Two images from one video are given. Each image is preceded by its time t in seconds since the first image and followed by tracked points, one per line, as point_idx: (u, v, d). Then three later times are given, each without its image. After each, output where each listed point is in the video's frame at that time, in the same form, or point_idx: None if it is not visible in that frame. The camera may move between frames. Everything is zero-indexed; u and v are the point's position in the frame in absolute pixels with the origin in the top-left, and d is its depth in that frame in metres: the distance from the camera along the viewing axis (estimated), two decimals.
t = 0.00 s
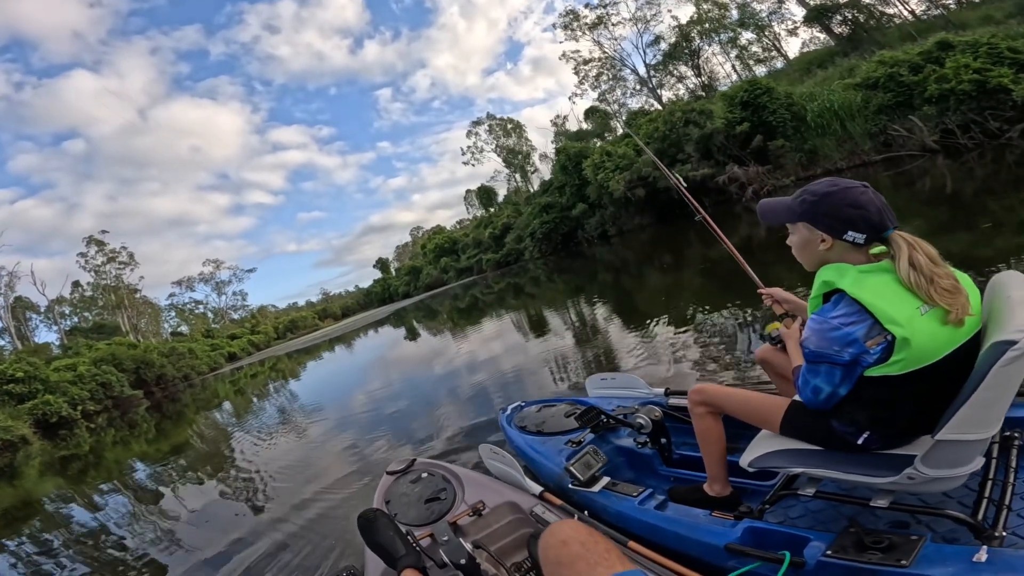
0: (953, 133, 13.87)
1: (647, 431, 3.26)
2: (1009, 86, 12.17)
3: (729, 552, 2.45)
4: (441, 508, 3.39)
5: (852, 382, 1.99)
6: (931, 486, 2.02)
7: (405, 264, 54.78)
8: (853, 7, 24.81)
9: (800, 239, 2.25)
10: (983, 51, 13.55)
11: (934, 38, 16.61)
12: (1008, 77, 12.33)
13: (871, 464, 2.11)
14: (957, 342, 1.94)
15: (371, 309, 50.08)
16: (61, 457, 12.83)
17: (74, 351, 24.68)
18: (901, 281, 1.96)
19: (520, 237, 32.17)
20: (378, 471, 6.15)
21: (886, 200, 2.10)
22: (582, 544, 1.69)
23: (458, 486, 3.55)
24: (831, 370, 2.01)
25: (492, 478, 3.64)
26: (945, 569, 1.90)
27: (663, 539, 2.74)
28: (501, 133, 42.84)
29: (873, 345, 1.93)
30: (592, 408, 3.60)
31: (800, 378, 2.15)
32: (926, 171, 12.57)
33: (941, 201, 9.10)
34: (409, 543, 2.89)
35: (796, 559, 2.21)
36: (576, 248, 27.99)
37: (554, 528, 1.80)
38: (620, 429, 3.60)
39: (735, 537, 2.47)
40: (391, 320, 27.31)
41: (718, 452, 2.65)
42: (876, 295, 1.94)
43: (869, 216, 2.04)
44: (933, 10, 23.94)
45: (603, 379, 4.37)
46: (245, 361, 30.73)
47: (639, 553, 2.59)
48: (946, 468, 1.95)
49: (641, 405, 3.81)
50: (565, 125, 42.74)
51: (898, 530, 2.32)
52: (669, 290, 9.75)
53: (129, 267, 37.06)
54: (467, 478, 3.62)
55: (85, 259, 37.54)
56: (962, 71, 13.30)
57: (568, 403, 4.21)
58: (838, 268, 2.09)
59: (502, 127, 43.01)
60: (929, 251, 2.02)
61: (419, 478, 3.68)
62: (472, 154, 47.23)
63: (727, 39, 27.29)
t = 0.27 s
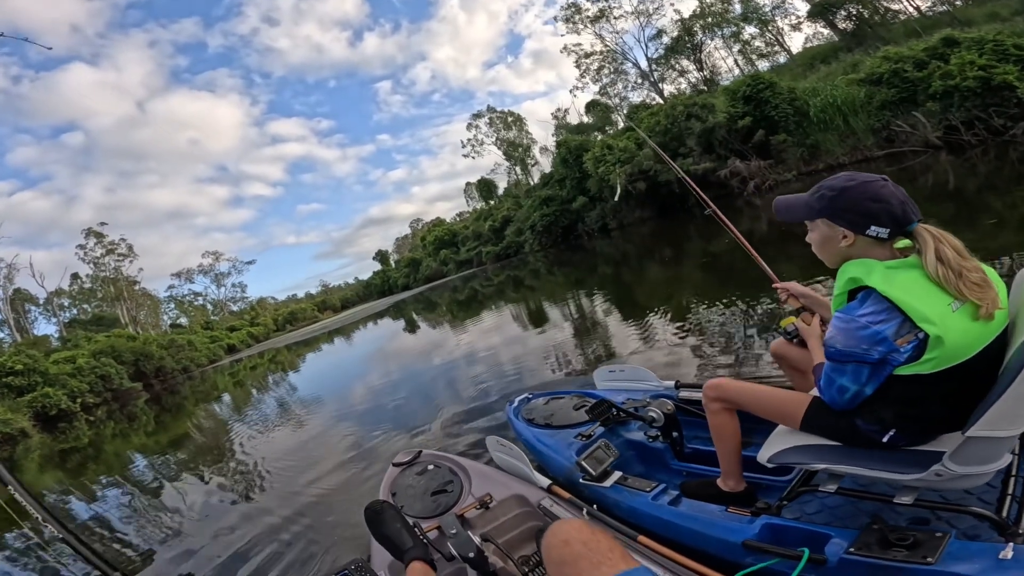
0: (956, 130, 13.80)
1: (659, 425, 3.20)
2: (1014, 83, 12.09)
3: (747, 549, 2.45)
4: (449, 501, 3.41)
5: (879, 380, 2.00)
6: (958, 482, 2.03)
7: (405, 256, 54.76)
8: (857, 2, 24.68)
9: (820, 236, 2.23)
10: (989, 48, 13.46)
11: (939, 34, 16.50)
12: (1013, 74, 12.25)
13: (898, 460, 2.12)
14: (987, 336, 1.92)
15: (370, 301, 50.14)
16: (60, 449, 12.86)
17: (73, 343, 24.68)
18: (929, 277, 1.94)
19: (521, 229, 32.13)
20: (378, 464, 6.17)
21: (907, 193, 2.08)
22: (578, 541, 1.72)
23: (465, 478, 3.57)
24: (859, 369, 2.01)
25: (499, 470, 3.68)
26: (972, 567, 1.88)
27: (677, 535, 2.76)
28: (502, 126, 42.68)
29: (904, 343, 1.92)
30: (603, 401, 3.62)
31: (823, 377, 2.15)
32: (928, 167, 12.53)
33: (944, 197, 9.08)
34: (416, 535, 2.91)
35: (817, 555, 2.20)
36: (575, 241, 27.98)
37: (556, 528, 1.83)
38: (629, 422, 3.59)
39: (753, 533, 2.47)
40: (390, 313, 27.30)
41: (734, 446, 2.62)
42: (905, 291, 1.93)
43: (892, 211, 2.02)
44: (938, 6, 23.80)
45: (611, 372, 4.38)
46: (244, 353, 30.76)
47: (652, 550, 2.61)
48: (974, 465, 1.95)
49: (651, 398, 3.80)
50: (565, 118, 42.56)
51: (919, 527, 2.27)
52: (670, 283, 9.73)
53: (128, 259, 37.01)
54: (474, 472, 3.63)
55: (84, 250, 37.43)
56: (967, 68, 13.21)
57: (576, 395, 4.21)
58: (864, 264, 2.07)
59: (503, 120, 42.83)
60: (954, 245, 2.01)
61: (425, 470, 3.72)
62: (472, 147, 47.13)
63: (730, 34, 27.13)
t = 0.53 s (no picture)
0: (958, 128, 13.75)
1: (670, 424, 3.17)
2: (1018, 81, 12.05)
3: (764, 552, 2.40)
4: (454, 499, 3.42)
5: (909, 383, 1.97)
6: (986, 487, 1.96)
7: (404, 252, 54.77)
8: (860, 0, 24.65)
9: (849, 232, 2.19)
10: (992, 47, 13.42)
11: (942, 33, 16.46)
12: (1016, 73, 12.19)
13: (924, 463, 2.09)
14: None
15: (370, 298, 50.18)
16: (60, 446, 12.86)
17: (72, 339, 24.70)
18: (963, 275, 1.92)
19: (521, 226, 32.11)
20: (376, 460, 6.16)
21: (940, 189, 2.04)
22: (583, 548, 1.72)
23: (471, 477, 3.57)
24: (889, 370, 1.98)
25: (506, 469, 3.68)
26: (999, 570, 1.84)
27: (690, 538, 2.72)
28: (502, 123, 42.60)
29: (939, 345, 1.88)
30: (611, 399, 3.51)
31: (849, 379, 2.15)
32: (930, 165, 12.52)
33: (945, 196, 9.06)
34: (421, 535, 2.85)
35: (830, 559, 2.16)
36: (575, 238, 27.99)
37: (560, 532, 1.84)
38: (638, 421, 3.60)
39: (770, 537, 2.42)
40: (390, 309, 27.30)
41: (747, 448, 2.59)
42: (940, 290, 1.89)
43: (925, 207, 1.98)
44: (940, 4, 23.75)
45: (619, 369, 4.38)
46: (243, 350, 30.77)
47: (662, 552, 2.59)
48: (1002, 469, 1.89)
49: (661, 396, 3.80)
50: (565, 115, 42.46)
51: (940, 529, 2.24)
52: (669, 281, 9.72)
53: (127, 255, 36.97)
54: (481, 470, 3.64)
55: (83, 247, 37.39)
56: (970, 66, 13.17)
57: (584, 393, 4.22)
58: (896, 262, 2.03)
59: (503, 116, 42.75)
60: (990, 242, 1.98)
61: (431, 468, 3.72)
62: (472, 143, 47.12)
63: (731, 31, 27.09)
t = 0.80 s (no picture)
0: (960, 128, 13.71)
1: (681, 425, 3.14)
2: (1020, 81, 12.00)
3: (780, 555, 2.37)
4: (462, 498, 3.42)
5: (934, 387, 1.92)
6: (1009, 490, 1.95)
7: (405, 252, 54.79)
8: None
9: (872, 232, 2.11)
10: (994, 46, 13.38)
11: (944, 32, 16.43)
12: (1019, 73, 12.13)
13: (947, 467, 2.05)
14: None
15: (371, 297, 50.20)
16: (61, 446, 12.87)
17: (72, 339, 24.72)
18: (993, 277, 1.87)
19: (521, 226, 32.10)
20: (376, 459, 6.15)
21: (966, 187, 1.98)
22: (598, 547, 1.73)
23: (479, 475, 3.58)
24: (915, 374, 1.92)
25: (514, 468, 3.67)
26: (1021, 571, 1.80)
27: (703, 541, 2.70)
28: (502, 122, 42.57)
29: (967, 349, 1.83)
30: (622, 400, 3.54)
31: (870, 382, 2.09)
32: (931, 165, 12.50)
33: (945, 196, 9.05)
34: (429, 533, 2.87)
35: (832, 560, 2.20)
36: (575, 237, 27.98)
37: (575, 533, 1.85)
38: (647, 422, 3.58)
39: (787, 541, 2.39)
40: (390, 308, 27.30)
41: (762, 452, 2.54)
42: (971, 293, 1.83)
43: (955, 206, 1.91)
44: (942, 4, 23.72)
45: (628, 369, 4.35)
46: (243, 349, 30.77)
47: (672, 552, 2.58)
48: None
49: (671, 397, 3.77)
50: (566, 114, 42.43)
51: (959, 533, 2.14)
52: (670, 281, 9.72)
53: (128, 254, 37.00)
54: (488, 468, 3.64)
55: (84, 246, 37.42)
56: (972, 66, 13.14)
57: (591, 393, 4.20)
58: (924, 263, 1.96)
59: (504, 116, 42.71)
60: (1017, 242, 1.94)
61: (438, 467, 3.72)
62: (473, 143, 47.14)
63: (732, 31, 27.07)
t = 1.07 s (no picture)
0: (962, 127, 13.69)
1: (690, 426, 3.14)
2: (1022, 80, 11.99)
3: (793, 558, 2.34)
4: (469, 496, 3.39)
5: (956, 388, 1.89)
6: None
7: (405, 252, 54.76)
8: None
9: (894, 231, 2.09)
10: (996, 46, 13.38)
11: (945, 32, 16.43)
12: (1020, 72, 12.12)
13: (966, 470, 2.02)
14: None
15: (371, 297, 50.20)
16: (61, 446, 12.86)
17: (72, 339, 24.71)
18: (1019, 276, 1.85)
19: (522, 225, 32.09)
20: (376, 460, 6.14)
21: (990, 184, 1.96)
22: (606, 548, 1.74)
23: (485, 472, 3.56)
24: (938, 374, 1.89)
25: (521, 466, 3.66)
26: None
27: (713, 544, 2.66)
28: (502, 122, 42.52)
29: (992, 350, 1.81)
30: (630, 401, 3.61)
31: (889, 383, 2.05)
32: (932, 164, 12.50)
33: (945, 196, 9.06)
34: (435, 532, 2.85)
35: (839, 563, 2.20)
36: (576, 237, 28.00)
37: (581, 531, 1.86)
38: (655, 424, 3.54)
39: (801, 544, 2.36)
40: (390, 308, 27.28)
41: (776, 453, 2.49)
42: (997, 292, 1.81)
43: (981, 204, 1.89)
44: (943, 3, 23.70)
45: (634, 369, 4.33)
46: (242, 349, 30.79)
47: (680, 554, 2.55)
48: None
49: (679, 398, 3.75)
50: (566, 114, 42.42)
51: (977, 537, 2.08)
52: (670, 280, 9.72)
53: (128, 254, 36.98)
54: (495, 466, 3.62)
55: (84, 246, 37.37)
56: (974, 65, 13.13)
57: (598, 394, 4.19)
58: (948, 261, 1.93)
59: (504, 115, 42.68)
60: None
61: (445, 464, 3.70)
62: (474, 143, 47.10)
63: (733, 30, 27.10)
